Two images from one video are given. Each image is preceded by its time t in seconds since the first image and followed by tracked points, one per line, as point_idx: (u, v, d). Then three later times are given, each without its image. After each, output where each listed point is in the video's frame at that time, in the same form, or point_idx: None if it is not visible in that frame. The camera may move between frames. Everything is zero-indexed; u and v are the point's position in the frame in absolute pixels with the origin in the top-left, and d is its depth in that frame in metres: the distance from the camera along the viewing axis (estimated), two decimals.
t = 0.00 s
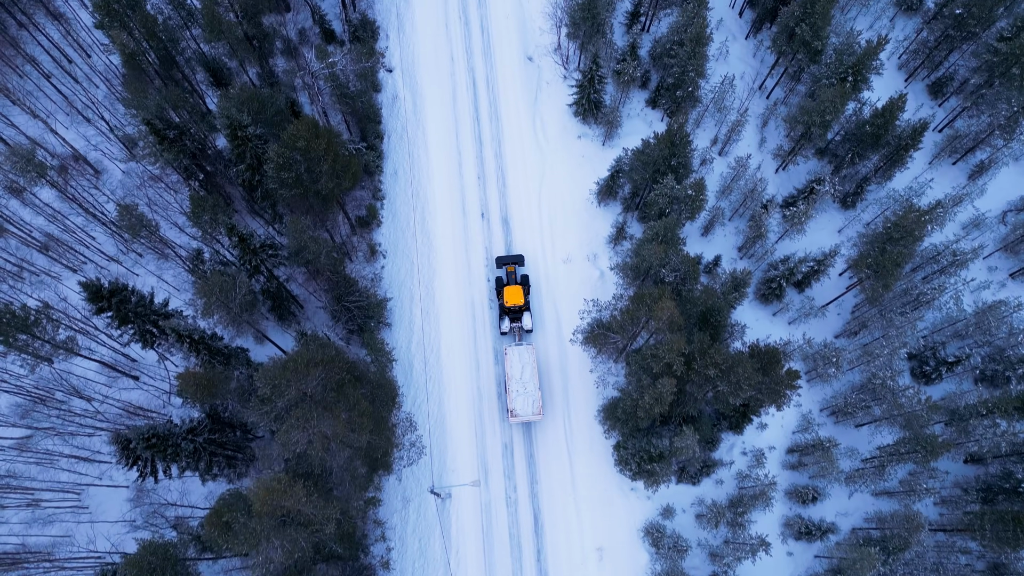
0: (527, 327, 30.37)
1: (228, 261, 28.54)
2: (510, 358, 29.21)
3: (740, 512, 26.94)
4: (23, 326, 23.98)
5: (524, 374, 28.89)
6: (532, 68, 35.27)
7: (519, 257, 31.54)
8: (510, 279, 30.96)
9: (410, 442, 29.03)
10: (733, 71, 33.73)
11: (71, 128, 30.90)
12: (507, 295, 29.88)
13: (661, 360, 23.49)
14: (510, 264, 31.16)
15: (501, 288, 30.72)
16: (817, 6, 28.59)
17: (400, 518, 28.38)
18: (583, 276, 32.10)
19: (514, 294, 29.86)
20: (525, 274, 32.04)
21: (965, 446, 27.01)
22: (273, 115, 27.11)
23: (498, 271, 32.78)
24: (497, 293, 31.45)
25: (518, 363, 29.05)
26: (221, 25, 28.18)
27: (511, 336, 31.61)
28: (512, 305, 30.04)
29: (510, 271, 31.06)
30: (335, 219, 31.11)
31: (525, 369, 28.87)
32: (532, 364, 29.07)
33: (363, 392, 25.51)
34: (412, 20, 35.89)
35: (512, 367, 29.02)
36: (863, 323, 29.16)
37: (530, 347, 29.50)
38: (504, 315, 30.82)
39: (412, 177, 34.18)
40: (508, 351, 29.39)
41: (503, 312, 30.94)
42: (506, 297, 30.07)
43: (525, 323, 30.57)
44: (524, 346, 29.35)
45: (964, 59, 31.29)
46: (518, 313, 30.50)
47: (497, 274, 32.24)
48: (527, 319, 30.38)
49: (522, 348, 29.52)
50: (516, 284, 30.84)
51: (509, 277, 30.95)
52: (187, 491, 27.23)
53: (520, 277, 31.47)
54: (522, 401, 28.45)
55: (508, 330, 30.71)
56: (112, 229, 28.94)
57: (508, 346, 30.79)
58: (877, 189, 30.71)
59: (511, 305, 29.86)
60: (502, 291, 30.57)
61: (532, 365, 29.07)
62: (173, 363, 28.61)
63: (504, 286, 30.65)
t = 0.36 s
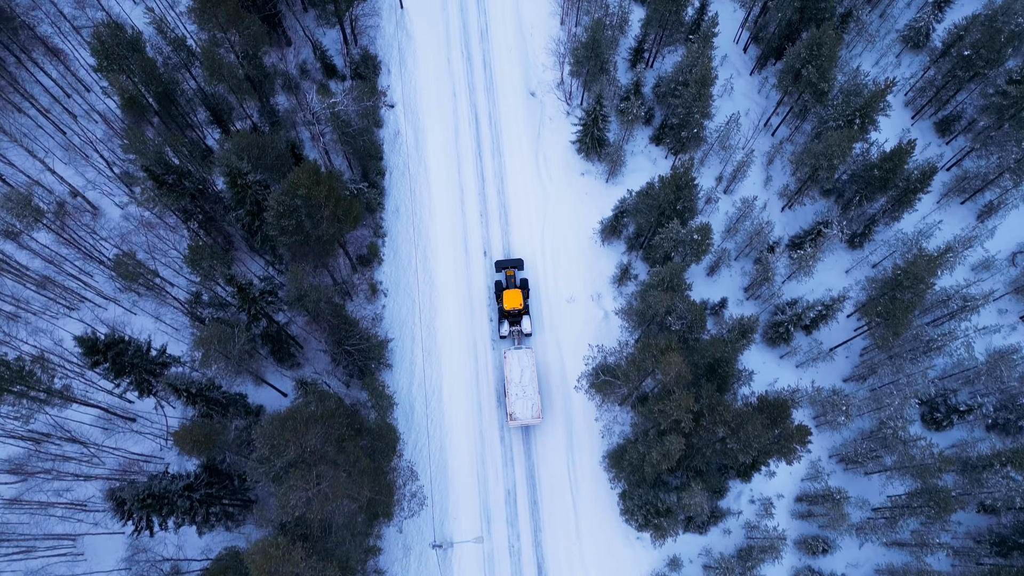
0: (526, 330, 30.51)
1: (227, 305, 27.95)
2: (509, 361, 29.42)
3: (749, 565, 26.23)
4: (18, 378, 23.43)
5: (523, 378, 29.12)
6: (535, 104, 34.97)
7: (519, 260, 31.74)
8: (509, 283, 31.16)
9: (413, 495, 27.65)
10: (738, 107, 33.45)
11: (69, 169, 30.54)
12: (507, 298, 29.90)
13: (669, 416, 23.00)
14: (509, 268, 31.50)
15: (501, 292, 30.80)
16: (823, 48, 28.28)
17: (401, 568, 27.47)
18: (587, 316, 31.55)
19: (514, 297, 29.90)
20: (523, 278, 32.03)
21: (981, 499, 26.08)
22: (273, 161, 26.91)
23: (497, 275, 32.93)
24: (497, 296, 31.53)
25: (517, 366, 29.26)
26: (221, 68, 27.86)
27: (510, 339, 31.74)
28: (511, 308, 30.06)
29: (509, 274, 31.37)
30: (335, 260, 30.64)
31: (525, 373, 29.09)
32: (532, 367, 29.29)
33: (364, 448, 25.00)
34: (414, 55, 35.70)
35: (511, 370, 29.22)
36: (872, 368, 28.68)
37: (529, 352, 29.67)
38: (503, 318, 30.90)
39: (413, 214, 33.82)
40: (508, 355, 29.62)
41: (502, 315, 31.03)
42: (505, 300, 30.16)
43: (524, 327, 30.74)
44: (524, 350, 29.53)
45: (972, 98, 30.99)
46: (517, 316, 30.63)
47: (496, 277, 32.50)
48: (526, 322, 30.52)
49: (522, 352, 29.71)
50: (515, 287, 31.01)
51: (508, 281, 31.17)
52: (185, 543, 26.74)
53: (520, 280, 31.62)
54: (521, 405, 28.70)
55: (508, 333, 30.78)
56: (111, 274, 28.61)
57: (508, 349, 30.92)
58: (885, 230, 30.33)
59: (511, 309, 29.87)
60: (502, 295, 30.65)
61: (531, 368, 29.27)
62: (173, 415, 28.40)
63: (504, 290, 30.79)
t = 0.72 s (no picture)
0: (525, 335, 30.61)
1: (221, 356, 26.79)
2: (509, 367, 29.68)
3: None
4: (9, 434, 22.62)
5: (522, 384, 29.33)
6: (538, 140, 34.64)
7: (518, 266, 31.95)
8: (508, 288, 31.33)
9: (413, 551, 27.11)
10: (743, 146, 33.07)
11: (68, 215, 30.33)
12: (506, 303, 30.13)
13: (678, 480, 22.29)
14: (507, 274, 31.54)
15: (500, 297, 30.95)
16: (830, 93, 27.89)
17: None
18: (591, 359, 31.01)
19: (513, 302, 30.10)
20: (522, 283, 32.13)
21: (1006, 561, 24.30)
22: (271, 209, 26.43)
23: (496, 280, 33.00)
24: (495, 302, 31.58)
25: (516, 371, 29.51)
26: (219, 114, 27.34)
27: (509, 344, 31.84)
28: (510, 313, 30.28)
29: (507, 280, 31.40)
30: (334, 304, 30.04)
31: (524, 378, 29.32)
32: (531, 373, 29.49)
33: (363, 508, 24.19)
34: (416, 92, 35.45)
35: (511, 376, 29.48)
36: (882, 416, 28.18)
37: (528, 357, 29.89)
38: (502, 324, 31.06)
39: (414, 252, 33.35)
40: (508, 360, 29.84)
41: (502, 320, 31.21)
42: (504, 306, 30.37)
43: (523, 332, 30.83)
44: (523, 356, 29.74)
45: (980, 139, 30.59)
46: (517, 322, 30.78)
47: (495, 283, 32.51)
48: (525, 328, 30.64)
49: (521, 357, 29.92)
50: (514, 293, 31.12)
51: (507, 286, 31.31)
52: None
53: (519, 286, 31.76)
54: (521, 410, 28.86)
55: (507, 338, 30.90)
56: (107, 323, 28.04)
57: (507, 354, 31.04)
58: (893, 274, 29.84)
59: (509, 314, 30.09)
60: (501, 300, 30.84)
61: (530, 374, 29.47)
62: (169, 471, 27.96)
63: (503, 296, 30.94)
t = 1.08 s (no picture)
0: (525, 341, 30.57)
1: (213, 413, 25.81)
2: (507, 373, 29.76)
3: None
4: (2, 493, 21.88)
5: (521, 391, 29.38)
6: (540, 179, 34.25)
7: (517, 273, 32.03)
8: (506, 295, 31.33)
9: None
10: (749, 186, 32.70)
11: (64, 262, 30.02)
12: (505, 310, 30.23)
13: (687, 548, 21.62)
14: (506, 281, 31.63)
15: (498, 304, 30.97)
16: (838, 139, 27.53)
17: None
18: (595, 406, 30.40)
19: (512, 309, 30.19)
20: (521, 290, 32.18)
21: None
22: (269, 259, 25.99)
23: (494, 287, 32.89)
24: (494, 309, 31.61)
25: (515, 378, 29.61)
26: (218, 163, 26.85)
27: (507, 351, 31.80)
28: (508, 320, 30.34)
29: (506, 286, 31.47)
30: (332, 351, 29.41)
31: (522, 385, 29.41)
32: (529, 379, 29.58)
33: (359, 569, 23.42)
34: (416, 129, 35.11)
35: (510, 382, 29.58)
36: (893, 469, 27.65)
37: (526, 364, 29.98)
38: (501, 331, 31.09)
39: (415, 293, 32.70)
40: (506, 367, 29.88)
41: (500, 327, 31.24)
42: (502, 312, 30.41)
43: (523, 338, 30.81)
44: (522, 362, 29.83)
45: (990, 182, 30.15)
46: (516, 328, 30.79)
47: (494, 290, 32.41)
48: (524, 334, 30.64)
49: (519, 364, 29.98)
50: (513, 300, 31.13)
51: (505, 293, 31.35)
52: None
53: (518, 292, 31.84)
54: (519, 417, 28.92)
55: (505, 345, 30.89)
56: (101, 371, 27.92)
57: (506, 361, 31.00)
58: (903, 320, 29.45)
59: (508, 321, 30.16)
60: (499, 307, 30.89)
61: (529, 381, 29.55)
62: (163, 524, 27.33)
63: (501, 302, 30.97)
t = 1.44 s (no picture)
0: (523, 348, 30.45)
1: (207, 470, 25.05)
2: (505, 380, 29.71)
3: None
4: None
5: (519, 397, 29.29)
6: (543, 219, 33.78)
7: (514, 279, 32.03)
8: (504, 302, 31.32)
9: None
10: (754, 227, 32.25)
11: (58, 309, 29.42)
12: (502, 317, 30.27)
13: None
14: (504, 287, 31.60)
15: (496, 311, 31.06)
16: (846, 187, 27.32)
17: None
18: (599, 455, 29.78)
19: (509, 315, 30.26)
20: (519, 296, 32.15)
21: None
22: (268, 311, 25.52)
23: (493, 294, 32.86)
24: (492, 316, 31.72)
25: (513, 384, 29.56)
26: (215, 214, 26.21)
27: (506, 358, 31.80)
28: (507, 327, 30.39)
29: (504, 293, 31.46)
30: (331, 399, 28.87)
31: (520, 392, 29.35)
32: (528, 386, 29.52)
33: None
34: (417, 167, 34.69)
35: (508, 390, 29.53)
36: (905, 523, 26.81)
37: (524, 370, 29.95)
38: (499, 337, 31.08)
39: (415, 337, 32.09)
40: (504, 374, 29.83)
41: (498, 334, 31.21)
42: (500, 319, 30.43)
43: (522, 345, 30.75)
44: (519, 369, 29.79)
45: (999, 226, 29.65)
46: (514, 335, 30.79)
47: (492, 297, 32.38)
48: (522, 340, 30.60)
49: (517, 370, 29.94)
50: (511, 306, 31.13)
51: (504, 300, 31.35)
52: None
53: (516, 299, 31.81)
54: (517, 423, 28.85)
55: (504, 352, 30.90)
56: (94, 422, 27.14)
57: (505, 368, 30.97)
58: (912, 367, 28.91)
59: (506, 327, 30.24)
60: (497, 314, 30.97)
61: (527, 388, 29.49)
62: None
63: (499, 309, 31.04)
